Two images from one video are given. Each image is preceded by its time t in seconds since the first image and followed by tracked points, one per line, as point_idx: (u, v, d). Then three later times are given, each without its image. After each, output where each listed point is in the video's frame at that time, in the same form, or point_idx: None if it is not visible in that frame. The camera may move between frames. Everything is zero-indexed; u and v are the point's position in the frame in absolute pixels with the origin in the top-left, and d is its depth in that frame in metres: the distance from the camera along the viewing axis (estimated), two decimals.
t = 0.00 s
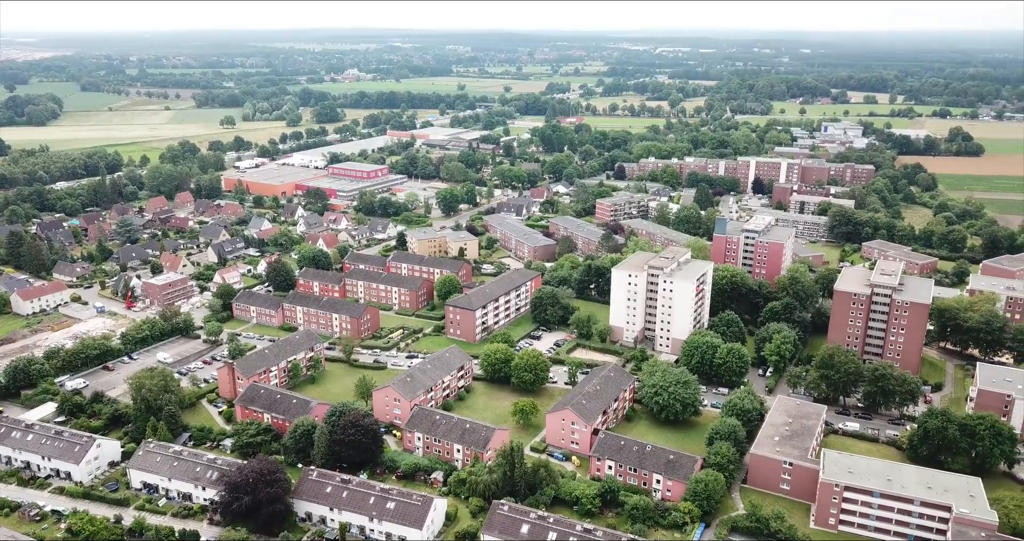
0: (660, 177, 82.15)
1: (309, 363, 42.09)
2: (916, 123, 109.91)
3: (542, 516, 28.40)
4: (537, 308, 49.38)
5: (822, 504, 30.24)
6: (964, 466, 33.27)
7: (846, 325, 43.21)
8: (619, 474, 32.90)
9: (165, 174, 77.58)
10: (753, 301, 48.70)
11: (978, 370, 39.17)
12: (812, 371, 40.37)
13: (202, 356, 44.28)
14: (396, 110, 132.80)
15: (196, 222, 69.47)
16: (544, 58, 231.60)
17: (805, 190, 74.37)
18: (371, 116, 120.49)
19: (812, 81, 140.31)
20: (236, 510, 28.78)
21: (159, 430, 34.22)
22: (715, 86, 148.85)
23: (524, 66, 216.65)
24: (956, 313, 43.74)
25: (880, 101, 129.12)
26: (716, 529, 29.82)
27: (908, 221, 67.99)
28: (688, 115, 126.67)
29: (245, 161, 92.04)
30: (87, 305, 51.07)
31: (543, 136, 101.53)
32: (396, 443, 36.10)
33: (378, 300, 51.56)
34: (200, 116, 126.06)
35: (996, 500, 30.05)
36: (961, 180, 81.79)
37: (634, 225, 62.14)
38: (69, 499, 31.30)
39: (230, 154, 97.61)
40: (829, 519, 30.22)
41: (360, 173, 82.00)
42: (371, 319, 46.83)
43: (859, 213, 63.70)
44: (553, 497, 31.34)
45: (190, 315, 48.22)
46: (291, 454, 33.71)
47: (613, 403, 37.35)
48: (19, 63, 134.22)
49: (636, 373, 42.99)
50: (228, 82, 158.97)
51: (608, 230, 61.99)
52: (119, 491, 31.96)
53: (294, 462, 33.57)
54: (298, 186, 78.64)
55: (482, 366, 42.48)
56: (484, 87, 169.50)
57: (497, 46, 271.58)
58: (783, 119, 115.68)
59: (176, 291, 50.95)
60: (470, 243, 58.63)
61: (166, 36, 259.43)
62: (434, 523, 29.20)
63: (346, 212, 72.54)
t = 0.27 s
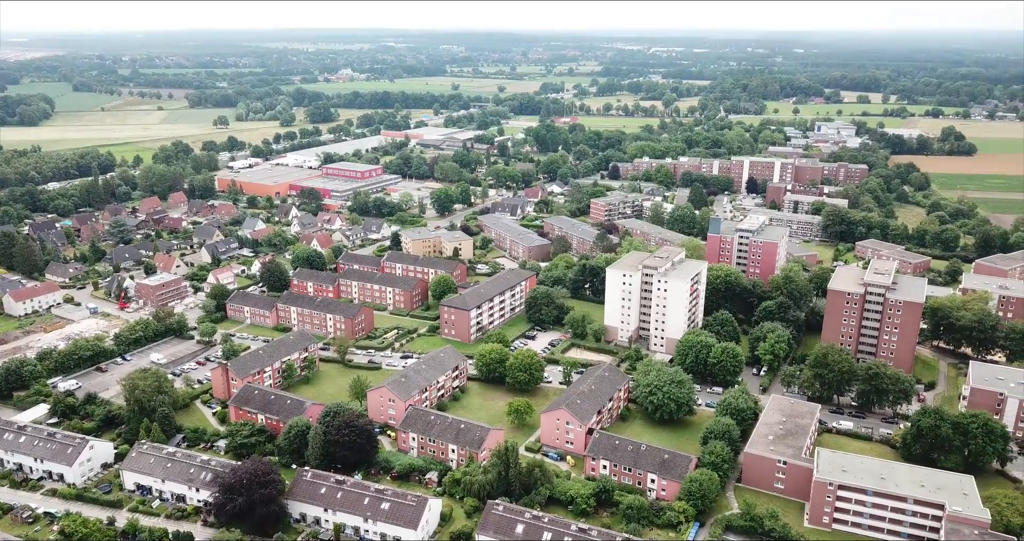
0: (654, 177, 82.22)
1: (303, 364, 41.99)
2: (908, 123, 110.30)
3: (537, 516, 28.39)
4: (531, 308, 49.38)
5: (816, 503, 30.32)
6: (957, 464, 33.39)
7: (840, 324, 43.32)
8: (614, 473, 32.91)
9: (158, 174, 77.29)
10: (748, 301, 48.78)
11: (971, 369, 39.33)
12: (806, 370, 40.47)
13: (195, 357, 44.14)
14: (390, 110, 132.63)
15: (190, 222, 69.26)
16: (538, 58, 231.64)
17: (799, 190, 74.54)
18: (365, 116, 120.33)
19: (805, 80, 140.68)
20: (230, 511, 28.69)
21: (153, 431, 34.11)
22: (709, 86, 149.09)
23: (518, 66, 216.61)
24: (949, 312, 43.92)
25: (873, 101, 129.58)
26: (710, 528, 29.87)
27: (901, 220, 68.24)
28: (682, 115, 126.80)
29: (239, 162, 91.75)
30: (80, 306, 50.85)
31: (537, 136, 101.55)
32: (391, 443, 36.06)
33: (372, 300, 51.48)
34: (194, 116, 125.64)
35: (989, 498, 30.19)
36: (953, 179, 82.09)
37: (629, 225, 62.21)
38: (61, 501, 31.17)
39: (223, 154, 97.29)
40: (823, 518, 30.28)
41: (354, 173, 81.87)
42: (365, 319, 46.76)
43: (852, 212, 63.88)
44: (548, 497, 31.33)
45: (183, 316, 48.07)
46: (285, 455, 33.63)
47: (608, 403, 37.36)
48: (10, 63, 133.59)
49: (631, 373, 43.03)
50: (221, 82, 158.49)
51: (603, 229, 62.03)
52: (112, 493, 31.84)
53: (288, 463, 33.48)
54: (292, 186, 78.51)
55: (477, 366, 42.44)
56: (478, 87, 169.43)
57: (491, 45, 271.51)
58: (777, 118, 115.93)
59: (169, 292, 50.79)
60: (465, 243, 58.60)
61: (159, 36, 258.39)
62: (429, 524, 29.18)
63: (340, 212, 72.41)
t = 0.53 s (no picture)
0: (646, 176, 82.30)
1: (296, 365, 41.88)
2: (899, 122, 110.85)
3: (531, 515, 28.39)
4: (525, 308, 49.37)
5: (808, 501, 30.43)
6: (948, 462, 33.55)
7: (832, 323, 43.47)
8: (608, 473, 32.93)
9: (149, 174, 76.91)
10: (740, 300, 48.89)
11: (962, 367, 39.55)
12: (798, 369, 40.59)
13: (187, 358, 43.96)
14: (383, 110, 132.36)
15: (181, 223, 68.95)
16: (531, 58, 231.69)
17: (791, 189, 74.75)
18: (357, 116, 120.09)
19: (797, 80, 141.09)
20: (223, 513, 28.57)
21: (145, 433, 33.96)
22: (701, 86, 149.38)
23: (510, 66, 216.46)
24: (940, 310, 44.16)
25: (864, 100, 130.09)
26: (704, 526, 29.95)
27: (893, 219, 68.54)
28: (674, 115, 126.98)
29: (231, 162, 91.39)
30: (70, 307, 50.55)
31: (530, 136, 101.54)
32: (384, 443, 35.99)
33: (365, 300, 51.39)
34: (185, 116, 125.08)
35: (980, 495, 30.36)
36: (944, 178, 82.56)
37: (621, 225, 62.28)
38: (53, 503, 30.98)
39: (215, 154, 96.87)
40: (816, 516, 30.37)
41: (347, 173, 81.68)
42: (359, 319, 46.65)
43: (844, 211, 64.09)
44: (542, 497, 31.32)
45: (175, 317, 47.87)
46: (278, 456, 33.52)
47: (601, 402, 37.39)
48: None
49: (624, 372, 43.07)
50: (212, 82, 157.77)
51: (596, 229, 62.09)
52: (104, 495, 31.67)
53: (281, 464, 33.38)
54: (285, 187, 78.28)
55: (470, 366, 42.41)
56: (471, 86, 169.28)
57: (484, 45, 271.38)
58: (769, 118, 116.26)
59: (161, 292, 50.56)
60: (458, 243, 58.54)
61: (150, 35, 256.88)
62: (422, 524, 29.12)
63: (333, 212, 72.22)
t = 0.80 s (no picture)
0: (640, 176, 82.40)
1: (290, 366, 41.76)
2: (892, 122, 111.24)
3: (526, 515, 28.39)
4: (519, 308, 49.37)
5: (803, 500, 30.50)
6: (941, 460, 33.69)
7: (825, 322, 43.60)
8: (602, 472, 32.94)
9: (142, 175, 76.59)
10: (734, 299, 48.97)
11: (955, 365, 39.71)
12: (792, 368, 40.69)
13: (181, 359, 43.80)
14: (376, 110, 132.17)
15: (174, 223, 68.69)
16: (524, 58, 231.73)
17: (785, 188, 74.91)
18: (351, 116, 119.90)
19: (790, 79, 141.43)
20: (217, 514, 28.48)
21: (138, 434, 33.81)
22: (695, 86, 149.67)
23: (504, 66, 216.39)
24: (933, 309, 44.35)
25: (857, 100, 130.50)
26: (699, 526, 30.01)
27: (886, 218, 68.77)
28: (668, 115, 127.18)
29: (224, 162, 91.10)
30: (63, 309, 50.30)
31: (524, 136, 101.53)
32: (379, 444, 35.93)
33: (359, 301, 51.30)
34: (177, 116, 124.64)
35: (973, 492, 30.47)
36: (935, 178, 82.98)
37: (616, 225, 62.34)
38: (45, 506, 30.81)
39: (208, 155, 96.54)
40: (810, 514, 30.44)
41: (340, 173, 81.52)
42: (353, 320, 46.55)
43: (837, 211, 64.27)
44: (537, 497, 31.32)
45: (168, 318, 47.69)
46: (272, 457, 33.43)
47: (596, 402, 37.41)
48: None
49: (618, 372, 43.12)
50: (205, 82, 157.24)
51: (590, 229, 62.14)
52: (97, 497, 31.53)
53: (275, 465, 33.29)
54: (278, 187, 78.09)
55: (465, 366, 42.38)
56: (465, 87, 169.18)
57: (477, 45, 271.28)
58: (762, 118, 116.55)
59: (154, 293, 50.38)
60: (452, 243, 58.50)
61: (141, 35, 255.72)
62: (417, 524, 29.07)
63: (326, 213, 72.06)
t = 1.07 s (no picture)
0: (633, 176, 82.52)
1: (283, 366, 41.67)
2: (884, 121, 111.62)
3: (520, 515, 28.39)
4: (513, 308, 49.36)
5: (796, 498, 30.58)
6: (933, 458, 33.83)
7: (818, 321, 43.73)
8: (596, 472, 32.99)
9: (134, 176, 76.28)
10: (727, 299, 49.06)
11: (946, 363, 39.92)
12: (785, 367, 40.81)
13: (173, 361, 43.62)
14: (369, 110, 131.95)
15: (166, 224, 68.45)
16: (517, 58, 231.77)
17: (777, 188, 75.13)
18: (344, 116, 119.73)
19: (783, 79, 141.83)
20: (210, 516, 28.40)
21: (130, 436, 33.68)
22: (688, 85, 149.93)
23: (497, 66, 216.39)
24: (925, 308, 44.57)
25: (849, 99, 130.96)
26: (692, 525, 30.09)
27: (878, 217, 69.05)
28: (661, 114, 127.37)
29: (216, 163, 90.83)
30: (54, 310, 50.06)
31: (517, 136, 101.54)
32: (372, 445, 35.89)
33: (352, 301, 51.22)
34: (169, 116, 124.19)
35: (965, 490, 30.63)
36: (927, 177, 83.39)
37: (609, 224, 62.42)
38: (36, 508, 30.64)
39: (200, 155, 96.19)
40: (803, 513, 30.52)
41: (333, 173, 81.38)
42: (346, 320, 46.46)
43: (830, 210, 64.48)
44: (531, 496, 31.33)
45: (160, 319, 47.50)
46: (266, 458, 33.34)
47: (589, 402, 37.44)
48: None
49: (612, 371, 43.17)
50: (197, 82, 156.72)
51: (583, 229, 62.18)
52: (88, 500, 31.39)
53: (268, 466, 33.20)
54: (271, 188, 77.91)
55: (459, 366, 42.34)
56: (458, 86, 169.11)
57: (471, 45, 271.14)
58: (755, 118, 116.89)
59: (146, 294, 50.19)
60: (446, 243, 58.46)
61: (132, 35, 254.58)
62: (411, 525, 29.03)
63: (319, 213, 71.91)
